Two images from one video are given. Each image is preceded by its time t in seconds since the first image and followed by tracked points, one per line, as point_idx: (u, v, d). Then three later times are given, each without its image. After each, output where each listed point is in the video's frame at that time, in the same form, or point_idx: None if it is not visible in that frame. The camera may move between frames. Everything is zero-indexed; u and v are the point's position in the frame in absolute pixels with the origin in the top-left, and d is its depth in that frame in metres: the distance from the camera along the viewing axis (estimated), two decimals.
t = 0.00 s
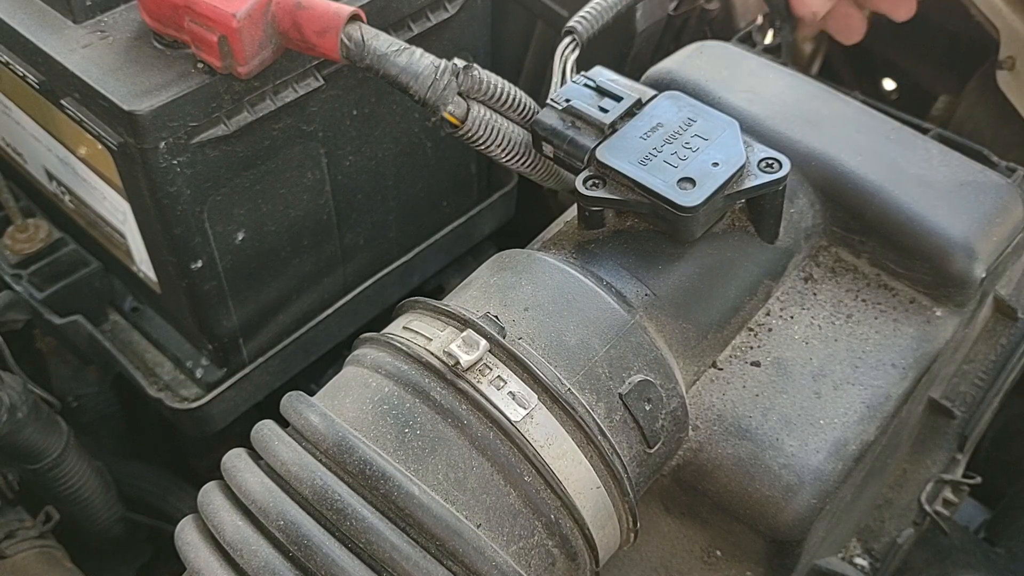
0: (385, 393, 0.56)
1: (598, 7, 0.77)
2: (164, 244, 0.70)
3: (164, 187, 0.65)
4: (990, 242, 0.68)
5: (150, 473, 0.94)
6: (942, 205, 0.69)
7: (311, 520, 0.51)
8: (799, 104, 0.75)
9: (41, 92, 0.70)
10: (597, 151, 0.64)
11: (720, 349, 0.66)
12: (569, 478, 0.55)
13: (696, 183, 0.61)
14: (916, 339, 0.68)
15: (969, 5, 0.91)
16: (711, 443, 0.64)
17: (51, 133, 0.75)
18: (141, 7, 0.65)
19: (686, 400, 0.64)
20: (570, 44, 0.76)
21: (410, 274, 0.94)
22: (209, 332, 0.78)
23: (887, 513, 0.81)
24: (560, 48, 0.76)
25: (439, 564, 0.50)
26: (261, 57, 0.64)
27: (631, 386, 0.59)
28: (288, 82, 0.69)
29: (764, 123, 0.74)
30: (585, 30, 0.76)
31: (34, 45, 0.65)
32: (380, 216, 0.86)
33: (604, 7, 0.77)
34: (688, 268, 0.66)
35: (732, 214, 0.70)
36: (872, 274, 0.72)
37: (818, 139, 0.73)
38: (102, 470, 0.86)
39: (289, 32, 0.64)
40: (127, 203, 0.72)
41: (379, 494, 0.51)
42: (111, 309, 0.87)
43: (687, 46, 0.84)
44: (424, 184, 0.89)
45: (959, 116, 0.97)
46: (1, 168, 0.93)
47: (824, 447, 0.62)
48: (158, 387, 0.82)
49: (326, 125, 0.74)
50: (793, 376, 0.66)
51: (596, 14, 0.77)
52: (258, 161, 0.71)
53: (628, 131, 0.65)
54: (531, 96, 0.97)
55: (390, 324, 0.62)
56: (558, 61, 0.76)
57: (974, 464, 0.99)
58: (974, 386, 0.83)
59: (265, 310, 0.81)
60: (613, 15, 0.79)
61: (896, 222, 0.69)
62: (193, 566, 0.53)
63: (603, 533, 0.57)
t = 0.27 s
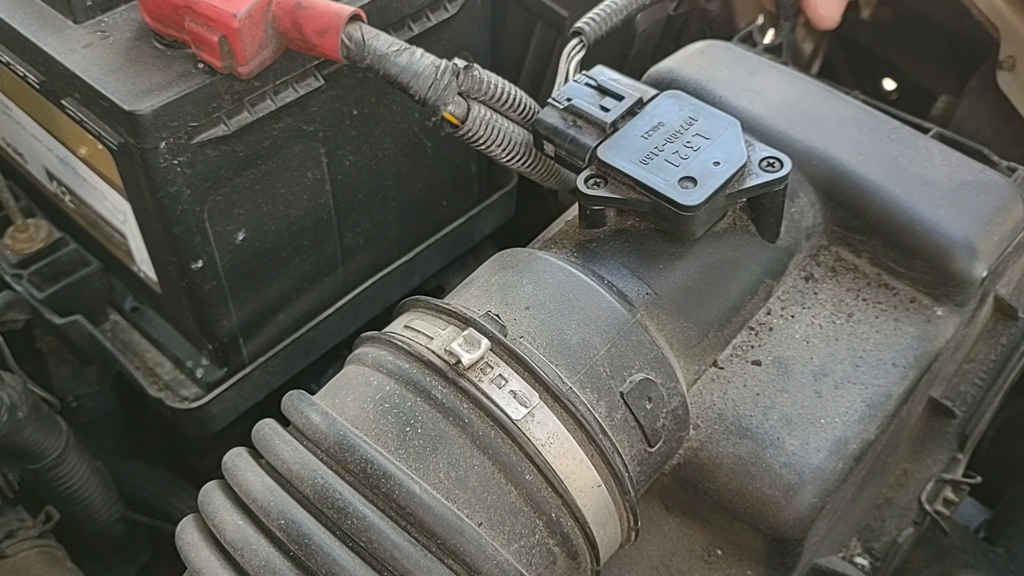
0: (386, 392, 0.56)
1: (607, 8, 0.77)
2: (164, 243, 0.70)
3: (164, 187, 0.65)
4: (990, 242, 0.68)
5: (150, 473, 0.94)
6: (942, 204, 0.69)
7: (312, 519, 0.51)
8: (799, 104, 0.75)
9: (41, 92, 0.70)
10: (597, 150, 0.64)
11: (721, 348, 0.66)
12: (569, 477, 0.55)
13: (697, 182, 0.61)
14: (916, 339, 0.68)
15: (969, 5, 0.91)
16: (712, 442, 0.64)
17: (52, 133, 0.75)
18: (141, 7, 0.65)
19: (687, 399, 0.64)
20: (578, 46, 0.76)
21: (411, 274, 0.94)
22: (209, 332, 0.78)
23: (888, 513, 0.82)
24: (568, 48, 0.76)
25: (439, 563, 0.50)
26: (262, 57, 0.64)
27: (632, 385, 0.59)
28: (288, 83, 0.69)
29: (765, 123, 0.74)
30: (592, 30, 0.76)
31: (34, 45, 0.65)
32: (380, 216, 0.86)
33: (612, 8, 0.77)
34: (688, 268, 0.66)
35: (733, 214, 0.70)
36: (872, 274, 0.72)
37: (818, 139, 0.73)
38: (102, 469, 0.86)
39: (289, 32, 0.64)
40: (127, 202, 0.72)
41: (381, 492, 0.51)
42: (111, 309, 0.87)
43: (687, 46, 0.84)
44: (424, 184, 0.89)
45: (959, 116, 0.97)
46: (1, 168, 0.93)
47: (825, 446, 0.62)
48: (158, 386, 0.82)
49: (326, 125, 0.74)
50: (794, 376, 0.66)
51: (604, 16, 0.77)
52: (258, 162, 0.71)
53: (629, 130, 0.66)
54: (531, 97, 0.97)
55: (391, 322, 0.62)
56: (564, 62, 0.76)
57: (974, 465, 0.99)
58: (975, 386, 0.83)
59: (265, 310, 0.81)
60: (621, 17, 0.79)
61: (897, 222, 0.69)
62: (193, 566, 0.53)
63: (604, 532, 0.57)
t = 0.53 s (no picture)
0: (386, 391, 0.56)
1: (606, 10, 0.78)
2: (165, 244, 0.70)
3: (164, 187, 0.65)
4: (991, 242, 0.68)
5: (151, 473, 0.94)
6: (943, 204, 0.69)
7: (312, 519, 0.51)
8: (800, 104, 0.75)
9: (41, 93, 0.70)
10: (597, 150, 0.64)
11: (721, 348, 0.66)
12: (569, 476, 0.55)
13: (697, 182, 0.61)
14: (916, 338, 0.68)
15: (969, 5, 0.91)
16: (712, 442, 0.64)
17: (52, 134, 0.76)
18: (141, 7, 0.65)
19: (687, 399, 0.64)
20: (579, 46, 0.76)
21: (411, 274, 0.94)
22: (209, 332, 0.78)
23: (888, 512, 0.82)
24: (568, 49, 0.76)
25: (439, 563, 0.50)
26: (262, 57, 0.64)
27: (632, 385, 0.59)
28: (288, 83, 0.69)
29: (765, 123, 0.74)
30: (592, 32, 0.76)
31: (34, 45, 0.65)
32: (380, 216, 0.86)
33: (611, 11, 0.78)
34: (688, 268, 0.66)
35: (734, 213, 0.70)
36: (872, 274, 0.72)
37: (818, 139, 0.73)
38: (102, 469, 0.86)
39: (289, 32, 0.64)
40: (127, 202, 0.72)
41: (381, 492, 0.51)
42: (111, 309, 0.87)
43: (687, 46, 0.84)
44: (424, 184, 0.89)
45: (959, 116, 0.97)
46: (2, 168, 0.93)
47: (825, 446, 0.63)
48: (158, 386, 0.82)
49: (327, 125, 0.74)
50: (794, 376, 0.66)
51: (605, 17, 0.77)
52: (258, 162, 0.71)
53: (629, 130, 0.66)
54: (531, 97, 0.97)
55: (392, 322, 0.62)
56: (565, 63, 0.76)
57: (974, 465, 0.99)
58: (975, 386, 0.83)
59: (265, 309, 0.81)
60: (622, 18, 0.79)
61: (897, 221, 0.69)
62: (193, 566, 0.53)
63: (604, 532, 0.57)
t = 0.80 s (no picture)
0: (386, 391, 0.56)
1: (612, 14, 0.78)
2: (164, 244, 0.70)
3: (164, 187, 0.65)
4: (991, 242, 0.68)
5: (151, 473, 0.93)
6: (943, 204, 0.69)
7: (312, 519, 0.51)
8: (800, 104, 0.75)
9: (41, 93, 0.70)
10: (597, 150, 0.65)
11: (721, 349, 0.66)
12: (570, 476, 0.55)
13: (697, 182, 0.61)
14: (917, 338, 0.68)
15: (969, 5, 0.91)
16: (712, 442, 0.64)
17: (52, 133, 0.76)
18: (141, 7, 0.65)
19: (687, 399, 0.64)
20: (584, 48, 0.76)
21: (411, 274, 0.94)
22: (209, 332, 0.78)
23: (888, 512, 0.82)
24: (573, 52, 0.76)
25: (439, 562, 0.50)
26: (262, 57, 0.64)
27: (632, 385, 0.59)
28: (288, 83, 0.69)
29: (766, 123, 0.74)
30: (598, 35, 0.77)
31: (34, 45, 0.65)
32: (380, 216, 0.86)
33: (616, 15, 0.78)
34: (688, 268, 0.66)
35: (734, 213, 0.69)
36: (872, 274, 0.72)
37: (818, 139, 0.73)
38: (102, 469, 0.86)
39: (289, 32, 0.64)
40: (127, 202, 0.72)
41: (381, 492, 0.51)
42: (111, 309, 0.87)
43: (688, 46, 0.84)
44: (424, 184, 0.89)
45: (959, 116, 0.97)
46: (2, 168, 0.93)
47: (825, 446, 0.63)
48: (158, 387, 0.82)
49: (327, 125, 0.74)
50: (794, 376, 0.66)
51: (612, 21, 0.77)
52: (258, 161, 0.71)
53: (629, 130, 0.66)
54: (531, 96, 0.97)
55: (392, 322, 0.62)
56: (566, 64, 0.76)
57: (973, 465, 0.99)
58: (975, 386, 0.83)
59: (265, 310, 0.81)
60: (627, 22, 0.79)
61: (897, 221, 0.69)
62: (193, 566, 0.53)
63: (604, 532, 0.57)
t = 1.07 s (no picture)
0: (386, 391, 0.56)
1: (613, 15, 0.78)
2: (164, 244, 0.70)
3: (164, 186, 0.65)
4: (991, 242, 0.69)
5: (150, 474, 0.93)
6: (943, 204, 0.69)
7: (312, 519, 0.51)
8: (800, 104, 0.75)
9: (41, 93, 0.70)
10: (597, 150, 0.65)
11: (721, 349, 0.66)
12: (570, 476, 0.55)
13: (697, 182, 0.61)
14: (917, 338, 0.68)
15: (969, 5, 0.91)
16: (711, 442, 0.64)
17: (52, 133, 0.75)
18: (141, 7, 0.65)
19: (687, 399, 0.64)
20: (585, 48, 0.76)
21: (411, 274, 0.94)
22: (209, 332, 0.78)
23: (888, 512, 0.82)
24: (574, 52, 0.76)
25: (439, 562, 0.50)
26: (262, 57, 0.64)
27: (632, 385, 0.59)
28: (288, 83, 0.69)
29: (766, 123, 0.74)
30: (599, 36, 0.77)
31: (34, 45, 0.65)
32: (380, 216, 0.86)
33: (617, 15, 0.78)
34: (688, 268, 0.66)
35: (734, 213, 0.69)
36: (872, 274, 0.72)
37: (818, 139, 0.73)
38: (102, 470, 0.86)
39: (289, 32, 0.64)
40: (128, 203, 0.72)
41: (381, 492, 0.51)
42: (111, 309, 0.87)
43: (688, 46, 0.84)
44: (424, 184, 0.89)
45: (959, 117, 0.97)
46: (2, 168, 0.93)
47: (824, 446, 0.63)
48: (158, 387, 0.82)
49: (327, 125, 0.74)
50: (794, 376, 0.66)
51: (613, 22, 0.77)
52: (258, 161, 0.71)
53: (629, 130, 0.66)
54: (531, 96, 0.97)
55: (391, 322, 0.62)
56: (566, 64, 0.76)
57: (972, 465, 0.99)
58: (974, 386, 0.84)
59: (265, 310, 0.81)
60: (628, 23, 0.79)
61: (897, 221, 0.69)
62: (193, 566, 0.53)
63: (604, 532, 0.57)
